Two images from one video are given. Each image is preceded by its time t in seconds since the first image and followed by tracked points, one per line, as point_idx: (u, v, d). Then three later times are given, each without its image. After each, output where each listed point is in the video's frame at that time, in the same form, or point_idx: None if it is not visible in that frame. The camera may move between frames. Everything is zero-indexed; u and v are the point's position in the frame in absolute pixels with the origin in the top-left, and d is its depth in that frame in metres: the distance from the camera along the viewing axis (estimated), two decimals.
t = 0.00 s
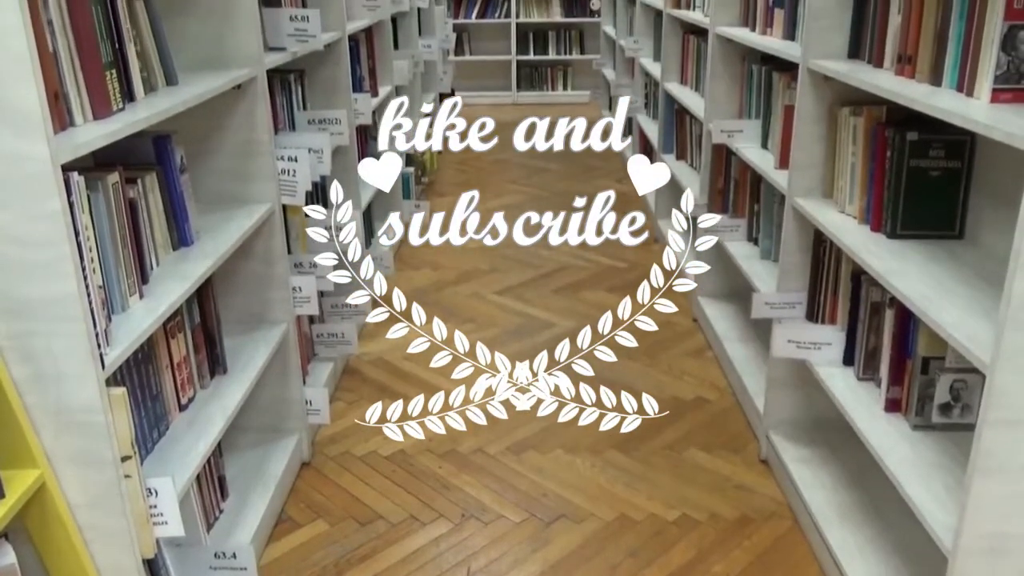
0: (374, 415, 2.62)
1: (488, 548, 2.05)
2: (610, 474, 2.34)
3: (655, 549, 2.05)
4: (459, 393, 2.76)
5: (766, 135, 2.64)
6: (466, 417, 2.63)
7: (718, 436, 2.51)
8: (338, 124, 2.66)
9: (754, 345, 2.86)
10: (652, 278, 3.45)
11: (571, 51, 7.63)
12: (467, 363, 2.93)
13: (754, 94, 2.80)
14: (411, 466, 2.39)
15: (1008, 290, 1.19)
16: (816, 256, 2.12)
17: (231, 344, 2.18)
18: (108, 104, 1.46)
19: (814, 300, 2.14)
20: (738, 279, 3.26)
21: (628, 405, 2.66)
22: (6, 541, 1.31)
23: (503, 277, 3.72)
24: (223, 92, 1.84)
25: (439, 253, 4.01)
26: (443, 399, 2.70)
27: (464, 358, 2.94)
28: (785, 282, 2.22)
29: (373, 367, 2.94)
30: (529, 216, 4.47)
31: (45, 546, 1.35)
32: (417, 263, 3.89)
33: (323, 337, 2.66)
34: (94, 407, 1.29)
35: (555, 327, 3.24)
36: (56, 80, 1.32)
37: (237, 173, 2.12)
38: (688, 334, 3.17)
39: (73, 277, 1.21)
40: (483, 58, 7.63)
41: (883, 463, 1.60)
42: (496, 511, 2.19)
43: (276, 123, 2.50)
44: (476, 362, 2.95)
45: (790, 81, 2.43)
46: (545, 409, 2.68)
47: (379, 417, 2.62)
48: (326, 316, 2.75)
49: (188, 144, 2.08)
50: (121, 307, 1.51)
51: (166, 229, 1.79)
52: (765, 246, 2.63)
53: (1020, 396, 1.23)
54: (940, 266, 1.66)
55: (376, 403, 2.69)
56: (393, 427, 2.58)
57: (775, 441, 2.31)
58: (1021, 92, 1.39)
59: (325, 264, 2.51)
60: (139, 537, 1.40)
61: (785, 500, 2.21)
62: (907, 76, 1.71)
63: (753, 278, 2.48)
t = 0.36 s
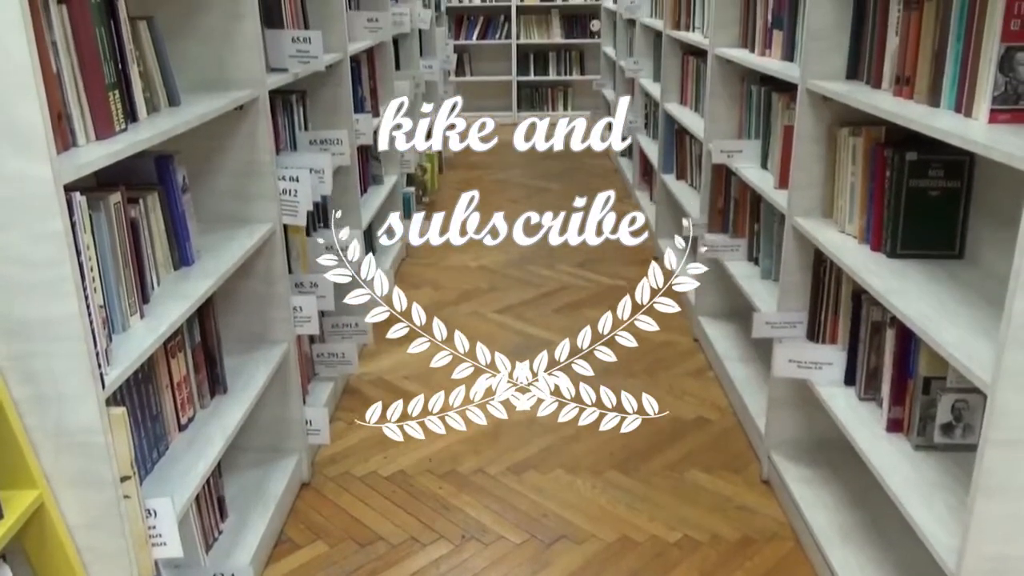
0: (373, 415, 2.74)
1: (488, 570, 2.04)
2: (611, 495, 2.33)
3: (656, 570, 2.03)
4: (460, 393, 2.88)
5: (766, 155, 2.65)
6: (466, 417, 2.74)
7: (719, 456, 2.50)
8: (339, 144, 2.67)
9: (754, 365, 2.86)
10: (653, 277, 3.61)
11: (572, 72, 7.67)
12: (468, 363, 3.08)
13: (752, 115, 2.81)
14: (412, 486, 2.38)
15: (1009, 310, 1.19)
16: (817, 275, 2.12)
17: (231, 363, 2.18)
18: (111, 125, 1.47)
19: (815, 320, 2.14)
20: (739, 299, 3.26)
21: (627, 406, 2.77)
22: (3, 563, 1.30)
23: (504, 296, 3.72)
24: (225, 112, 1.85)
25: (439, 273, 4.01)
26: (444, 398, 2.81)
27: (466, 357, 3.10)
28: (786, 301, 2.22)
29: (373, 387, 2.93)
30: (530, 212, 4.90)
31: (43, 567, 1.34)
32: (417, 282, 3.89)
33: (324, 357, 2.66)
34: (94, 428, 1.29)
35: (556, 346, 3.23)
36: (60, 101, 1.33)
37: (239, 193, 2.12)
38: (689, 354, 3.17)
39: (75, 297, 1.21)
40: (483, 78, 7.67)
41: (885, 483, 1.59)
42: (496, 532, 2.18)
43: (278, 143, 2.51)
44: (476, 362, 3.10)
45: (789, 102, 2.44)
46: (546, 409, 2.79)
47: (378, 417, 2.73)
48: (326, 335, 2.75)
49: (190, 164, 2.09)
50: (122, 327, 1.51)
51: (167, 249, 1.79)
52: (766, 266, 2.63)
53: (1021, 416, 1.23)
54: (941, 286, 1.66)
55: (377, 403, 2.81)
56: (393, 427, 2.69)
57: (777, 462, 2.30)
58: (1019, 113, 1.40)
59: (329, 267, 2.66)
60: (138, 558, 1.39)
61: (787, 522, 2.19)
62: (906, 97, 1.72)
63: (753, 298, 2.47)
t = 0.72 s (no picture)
0: (373, 416, 2.85)
1: None
2: (612, 514, 2.32)
3: None
4: (460, 399, 2.97)
5: (766, 173, 2.66)
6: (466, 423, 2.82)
7: (721, 476, 2.49)
8: (341, 162, 2.68)
9: (755, 384, 2.85)
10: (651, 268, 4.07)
11: (571, 91, 7.71)
12: (468, 370, 3.19)
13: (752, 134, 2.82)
14: (411, 506, 2.36)
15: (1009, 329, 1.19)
16: (818, 293, 2.11)
17: (230, 382, 2.18)
18: (113, 144, 1.48)
19: (816, 340, 2.14)
20: (739, 317, 3.26)
21: (625, 407, 2.89)
22: None
23: (504, 315, 3.72)
24: (227, 131, 1.86)
25: (439, 292, 4.01)
26: (444, 405, 2.90)
27: (466, 358, 3.28)
28: (787, 320, 2.22)
29: (373, 406, 2.92)
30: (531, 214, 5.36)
31: None
32: (417, 301, 3.89)
33: (324, 375, 2.65)
34: (93, 447, 1.28)
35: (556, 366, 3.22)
36: (63, 120, 1.34)
37: (239, 212, 2.13)
38: (690, 372, 3.17)
39: (75, 315, 1.22)
40: (483, 98, 7.71)
41: (888, 503, 1.59)
42: (497, 552, 2.17)
43: (279, 162, 2.52)
44: (477, 362, 3.27)
45: (788, 121, 2.45)
46: (545, 409, 2.91)
47: (377, 417, 2.85)
48: (326, 354, 2.74)
49: (191, 182, 2.10)
50: (122, 345, 1.51)
51: (168, 267, 1.79)
52: (766, 284, 2.63)
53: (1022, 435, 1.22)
54: (942, 305, 1.66)
55: (377, 403, 2.94)
56: (394, 430, 2.78)
57: (779, 481, 2.29)
58: (1017, 132, 1.40)
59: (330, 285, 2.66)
60: None
61: (790, 542, 2.18)
62: (905, 116, 1.72)
63: (754, 316, 2.47)
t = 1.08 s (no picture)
0: (372, 416, 2.97)
1: None
2: (613, 533, 2.31)
3: None
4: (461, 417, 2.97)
5: (766, 191, 2.67)
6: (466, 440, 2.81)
7: (723, 494, 2.48)
8: (341, 180, 2.69)
9: (756, 402, 2.84)
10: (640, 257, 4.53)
11: (572, 110, 7.75)
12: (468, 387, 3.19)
13: (753, 153, 2.82)
14: (411, 525, 2.35)
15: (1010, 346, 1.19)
16: (819, 310, 2.11)
17: (231, 399, 2.18)
18: (115, 162, 1.49)
19: (817, 357, 2.14)
20: (739, 335, 3.26)
21: (625, 414, 2.96)
22: None
23: (505, 332, 3.72)
24: (229, 149, 1.87)
25: (440, 309, 4.02)
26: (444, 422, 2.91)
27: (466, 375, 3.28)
28: (788, 337, 2.22)
29: (374, 424, 2.92)
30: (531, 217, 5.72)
31: None
32: (418, 318, 3.89)
33: (324, 393, 2.65)
34: (92, 465, 1.28)
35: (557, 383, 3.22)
36: (65, 138, 1.34)
37: (241, 230, 2.13)
38: (691, 390, 3.16)
39: (76, 332, 1.21)
40: (484, 117, 7.75)
41: (890, 521, 1.58)
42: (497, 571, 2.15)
43: (280, 179, 2.52)
44: (477, 379, 3.27)
45: (788, 139, 2.46)
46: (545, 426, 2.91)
47: (376, 415, 2.98)
48: (326, 371, 2.74)
49: (193, 200, 2.11)
50: (123, 362, 1.51)
51: (170, 284, 1.80)
52: (767, 302, 2.64)
53: None
54: (942, 323, 1.66)
55: (377, 403, 3.06)
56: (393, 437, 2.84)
57: (781, 499, 2.28)
58: (1016, 150, 1.41)
59: (331, 303, 2.66)
60: None
61: (792, 561, 2.17)
62: (904, 134, 1.73)
63: (755, 334, 2.47)
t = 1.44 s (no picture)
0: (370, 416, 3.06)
1: None
2: (614, 551, 2.29)
3: None
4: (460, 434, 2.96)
5: (766, 208, 2.67)
6: (466, 457, 2.81)
7: (724, 512, 2.47)
8: (342, 198, 2.71)
9: (758, 418, 2.84)
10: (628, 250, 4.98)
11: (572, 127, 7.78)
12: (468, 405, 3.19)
13: (753, 169, 2.83)
14: (411, 542, 2.34)
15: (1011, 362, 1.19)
16: (820, 326, 2.11)
17: (230, 416, 2.17)
18: (117, 179, 1.49)
19: (818, 374, 2.13)
20: (740, 351, 3.25)
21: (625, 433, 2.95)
22: None
23: (505, 349, 3.72)
24: (230, 166, 1.87)
25: (440, 325, 4.01)
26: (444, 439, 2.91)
27: (467, 392, 3.27)
28: (788, 354, 2.21)
29: (374, 441, 2.91)
30: (530, 218, 6.15)
31: None
32: (418, 335, 3.89)
33: (324, 410, 2.64)
34: (91, 482, 1.27)
35: (558, 400, 3.22)
36: (67, 154, 1.35)
37: (241, 246, 2.14)
38: (691, 407, 3.15)
39: (76, 348, 1.21)
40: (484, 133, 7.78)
41: (892, 539, 1.57)
42: None
43: (281, 197, 2.53)
44: (478, 396, 3.27)
45: (788, 155, 2.47)
46: (546, 443, 2.90)
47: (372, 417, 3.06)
48: (326, 388, 2.73)
49: (194, 217, 2.11)
50: (123, 379, 1.51)
51: (170, 300, 1.80)
52: (767, 318, 2.64)
53: None
54: (943, 339, 1.65)
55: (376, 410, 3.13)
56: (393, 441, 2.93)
57: (782, 517, 2.27)
58: (1015, 166, 1.41)
59: (331, 319, 2.66)
60: None
61: None
62: (903, 151, 1.73)
63: (756, 351, 2.47)
